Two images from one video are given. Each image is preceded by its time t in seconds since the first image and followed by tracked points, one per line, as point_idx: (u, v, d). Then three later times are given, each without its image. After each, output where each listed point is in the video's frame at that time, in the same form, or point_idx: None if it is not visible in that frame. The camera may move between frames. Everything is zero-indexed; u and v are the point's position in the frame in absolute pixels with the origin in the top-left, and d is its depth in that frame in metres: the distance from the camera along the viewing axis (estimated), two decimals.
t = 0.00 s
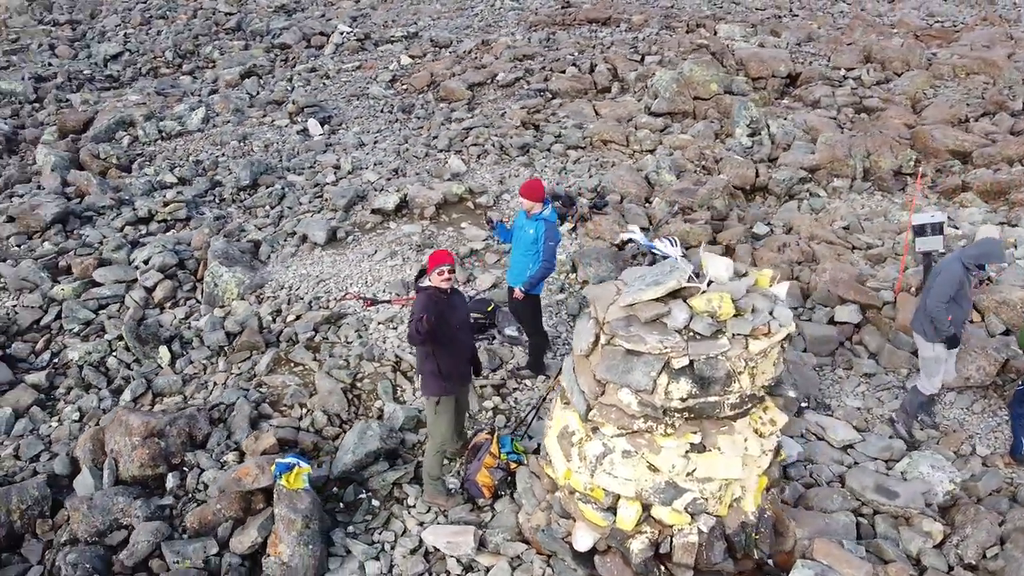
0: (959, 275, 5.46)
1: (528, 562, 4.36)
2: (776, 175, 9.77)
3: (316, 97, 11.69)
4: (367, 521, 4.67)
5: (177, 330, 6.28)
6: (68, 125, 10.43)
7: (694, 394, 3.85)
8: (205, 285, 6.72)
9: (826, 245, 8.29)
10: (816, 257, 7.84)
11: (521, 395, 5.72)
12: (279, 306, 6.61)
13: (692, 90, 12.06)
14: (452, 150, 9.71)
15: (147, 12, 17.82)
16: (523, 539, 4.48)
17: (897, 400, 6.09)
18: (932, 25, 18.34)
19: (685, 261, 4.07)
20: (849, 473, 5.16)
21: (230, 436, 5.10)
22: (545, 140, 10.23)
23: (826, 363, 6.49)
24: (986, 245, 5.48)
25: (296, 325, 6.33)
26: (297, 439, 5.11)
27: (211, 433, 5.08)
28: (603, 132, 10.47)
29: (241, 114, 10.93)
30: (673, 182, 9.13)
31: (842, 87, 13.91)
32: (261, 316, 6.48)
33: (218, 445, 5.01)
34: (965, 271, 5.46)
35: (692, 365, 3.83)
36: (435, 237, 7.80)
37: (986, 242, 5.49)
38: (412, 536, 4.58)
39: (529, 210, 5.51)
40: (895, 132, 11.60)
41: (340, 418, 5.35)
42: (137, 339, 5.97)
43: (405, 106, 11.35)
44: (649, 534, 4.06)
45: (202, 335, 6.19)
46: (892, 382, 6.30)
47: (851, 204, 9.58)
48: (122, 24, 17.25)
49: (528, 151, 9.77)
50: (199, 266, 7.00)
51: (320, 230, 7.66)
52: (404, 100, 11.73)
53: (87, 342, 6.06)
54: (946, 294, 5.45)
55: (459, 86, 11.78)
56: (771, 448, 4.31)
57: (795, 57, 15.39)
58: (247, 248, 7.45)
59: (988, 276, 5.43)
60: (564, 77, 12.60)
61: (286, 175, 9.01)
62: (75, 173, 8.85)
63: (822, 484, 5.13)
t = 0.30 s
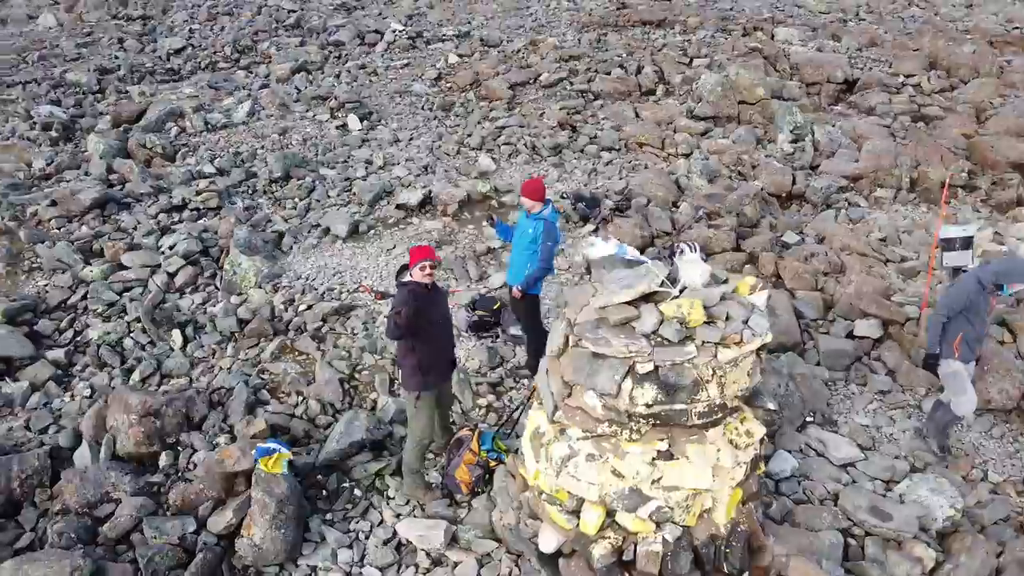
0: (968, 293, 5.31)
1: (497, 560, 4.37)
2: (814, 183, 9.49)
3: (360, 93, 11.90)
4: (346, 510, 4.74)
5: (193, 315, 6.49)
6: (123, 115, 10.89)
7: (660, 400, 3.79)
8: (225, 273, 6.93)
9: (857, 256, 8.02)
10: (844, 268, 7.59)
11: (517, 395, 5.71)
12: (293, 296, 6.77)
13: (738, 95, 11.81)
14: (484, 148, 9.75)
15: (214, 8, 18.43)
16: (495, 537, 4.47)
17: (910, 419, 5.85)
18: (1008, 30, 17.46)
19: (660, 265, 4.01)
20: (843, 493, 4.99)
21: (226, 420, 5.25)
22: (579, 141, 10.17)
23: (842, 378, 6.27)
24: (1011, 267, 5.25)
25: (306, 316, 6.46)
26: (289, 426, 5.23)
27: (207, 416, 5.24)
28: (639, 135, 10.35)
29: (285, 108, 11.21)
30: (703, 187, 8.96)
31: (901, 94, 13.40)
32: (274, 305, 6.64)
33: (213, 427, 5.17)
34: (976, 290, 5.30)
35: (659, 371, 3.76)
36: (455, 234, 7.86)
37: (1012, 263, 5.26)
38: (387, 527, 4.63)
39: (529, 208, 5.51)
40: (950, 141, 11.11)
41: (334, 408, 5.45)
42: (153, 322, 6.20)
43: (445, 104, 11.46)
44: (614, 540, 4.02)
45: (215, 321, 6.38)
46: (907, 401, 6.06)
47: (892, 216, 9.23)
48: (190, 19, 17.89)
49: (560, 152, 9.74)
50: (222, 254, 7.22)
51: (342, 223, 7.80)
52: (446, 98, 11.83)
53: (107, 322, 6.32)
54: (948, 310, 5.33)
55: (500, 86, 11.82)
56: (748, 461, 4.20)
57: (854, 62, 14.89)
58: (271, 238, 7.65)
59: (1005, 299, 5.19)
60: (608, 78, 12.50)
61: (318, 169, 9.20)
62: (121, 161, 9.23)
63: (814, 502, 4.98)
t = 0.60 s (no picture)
0: (980, 323, 4.93)
1: (465, 558, 4.40)
2: (853, 194, 9.18)
3: (404, 91, 12.06)
4: (326, 499, 4.84)
5: (211, 302, 6.71)
6: (176, 108, 11.31)
7: (622, 408, 3.74)
8: (245, 263, 7.14)
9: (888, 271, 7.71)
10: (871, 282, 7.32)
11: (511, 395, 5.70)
12: (307, 288, 6.92)
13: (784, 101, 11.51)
14: (516, 149, 9.77)
15: (278, 6, 18.96)
16: (465, 536, 4.49)
17: (921, 442, 5.60)
18: None
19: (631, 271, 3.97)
20: (833, 513, 4.83)
21: (223, 405, 5.41)
22: (614, 144, 10.09)
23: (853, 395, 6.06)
24: None
25: (316, 308, 6.60)
26: (283, 415, 5.36)
27: (206, 400, 5.41)
28: (675, 140, 10.20)
29: (329, 104, 11.46)
30: (734, 194, 8.78)
31: (963, 104, 12.82)
32: (288, 296, 6.80)
33: (210, 411, 5.34)
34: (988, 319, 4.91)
35: (621, 378, 3.72)
36: (475, 234, 7.89)
37: None
38: (363, 519, 4.70)
39: (529, 209, 5.52)
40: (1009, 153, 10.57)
41: (329, 400, 5.55)
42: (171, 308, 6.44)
43: (485, 104, 11.51)
44: (574, 546, 3.99)
45: (230, 309, 6.58)
46: (920, 423, 5.81)
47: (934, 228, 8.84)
48: (255, 16, 18.44)
49: (592, 154, 9.68)
50: (245, 244, 7.43)
51: (364, 218, 7.93)
52: (487, 98, 11.89)
53: (129, 306, 6.59)
54: (957, 341, 4.95)
55: (542, 87, 11.82)
56: (719, 474, 4.11)
57: (917, 70, 14.31)
58: (295, 231, 7.84)
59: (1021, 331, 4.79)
60: (653, 81, 12.35)
61: (351, 164, 9.38)
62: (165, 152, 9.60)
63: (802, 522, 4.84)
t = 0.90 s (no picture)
0: (997, 366, 4.40)
1: (433, 554, 4.42)
2: (894, 206, 8.82)
3: (447, 90, 12.17)
4: (310, 487, 4.93)
5: (229, 289, 6.91)
6: (226, 101, 11.69)
7: (581, 412, 3.70)
8: (267, 253, 7.33)
9: (921, 287, 7.37)
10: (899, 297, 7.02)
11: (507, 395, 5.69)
12: (323, 281, 7.06)
13: (834, 108, 11.14)
14: (548, 150, 9.73)
15: (340, 4, 19.36)
16: (436, 532, 4.49)
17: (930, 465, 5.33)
18: None
19: (602, 277, 3.93)
20: (819, 534, 4.67)
21: (224, 390, 5.57)
22: (649, 147, 9.96)
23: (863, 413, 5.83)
24: None
25: (328, 299, 6.72)
26: (280, 402, 5.48)
27: (208, 385, 5.58)
28: (713, 145, 10.00)
29: (373, 101, 11.65)
30: (766, 201, 8.55)
31: None
32: (303, 287, 6.95)
33: (211, 395, 5.51)
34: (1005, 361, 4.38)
35: (580, 382, 3.68)
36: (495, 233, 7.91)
37: None
38: (342, 509, 4.77)
39: (528, 210, 5.50)
40: None
41: (326, 390, 5.65)
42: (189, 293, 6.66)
43: (525, 104, 11.51)
44: (534, 547, 3.97)
45: (245, 298, 6.77)
46: (932, 446, 5.50)
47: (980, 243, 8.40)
48: (317, 14, 18.87)
49: (624, 157, 9.57)
50: (268, 235, 7.62)
51: (387, 214, 8.03)
52: (528, 98, 11.88)
53: (152, 290, 6.84)
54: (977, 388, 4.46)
55: (584, 89, 11.75)
56: (688, 485, 4.02)
57: (986, 78, 13.62)
58: (319, 224, 8.00)
59: None
60: (699, 85, 12.13)
61: (384, 161, 9.51)
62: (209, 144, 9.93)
63: (786, 541, 4.70)
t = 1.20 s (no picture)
0: (1002, 390, 4.01)
1: (402, 550, 4.44)
2: (937, 220, 8.42)
3: (491, 91, 12.21)
4: (294, 476, 5.03)
5: (249, 280, 7.11)
6: (275, 97, 12.00)
7: (538, 416, 3.67)
8: (289, 245, 7.51)
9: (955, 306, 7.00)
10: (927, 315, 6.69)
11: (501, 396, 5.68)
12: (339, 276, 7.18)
13: (886, 117, 10.71)
14: (580, 152, 9.65)
15: (402, 5, 19.66)
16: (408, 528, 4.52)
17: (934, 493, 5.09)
18: None
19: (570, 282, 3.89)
20: (801, 557, 4.51)
21: (227, 377, 5.73)
22: (685, 152, 9.79)
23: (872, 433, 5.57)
24: None
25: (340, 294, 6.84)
26: (277, 392, 5.61)
27: (212, 372, 5.75)
28: (752, 151, 9.75)
29: (416, 99, 11.78)
30: (798, 210, 8.29)
31: None
32: (319, 280, 7.09)
33: (213, 381, 5.67)
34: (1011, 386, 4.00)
35: (537, 386, 3.65)
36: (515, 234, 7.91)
37: None
38: (321, 499, 4.84)
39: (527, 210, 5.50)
40: None
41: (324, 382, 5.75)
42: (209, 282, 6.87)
43: (566, 105, 11.45)
44: (491, 550, 3.95)
45: (262, 289, 6.94)
46: (940, 474, 5.26)
47: None
48: (378, 13, 19.20)
49: (657, 162, 9.43)
50: (292, 228, 7.80)
51: (410, 211, 8.12)
52: (570, 100, 11.81)
53: (176, 277, 7.08)
54: (979, 415, 4.02)
55: (627, 92, 11.62)
56: (652, 497, 3.95)
57: None
58: (344, 220, 8.14)
59: None
60: (747, 91, 11.84)
61: (417, 159, 9.61)
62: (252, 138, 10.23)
63: (766, 562, 4.55)
